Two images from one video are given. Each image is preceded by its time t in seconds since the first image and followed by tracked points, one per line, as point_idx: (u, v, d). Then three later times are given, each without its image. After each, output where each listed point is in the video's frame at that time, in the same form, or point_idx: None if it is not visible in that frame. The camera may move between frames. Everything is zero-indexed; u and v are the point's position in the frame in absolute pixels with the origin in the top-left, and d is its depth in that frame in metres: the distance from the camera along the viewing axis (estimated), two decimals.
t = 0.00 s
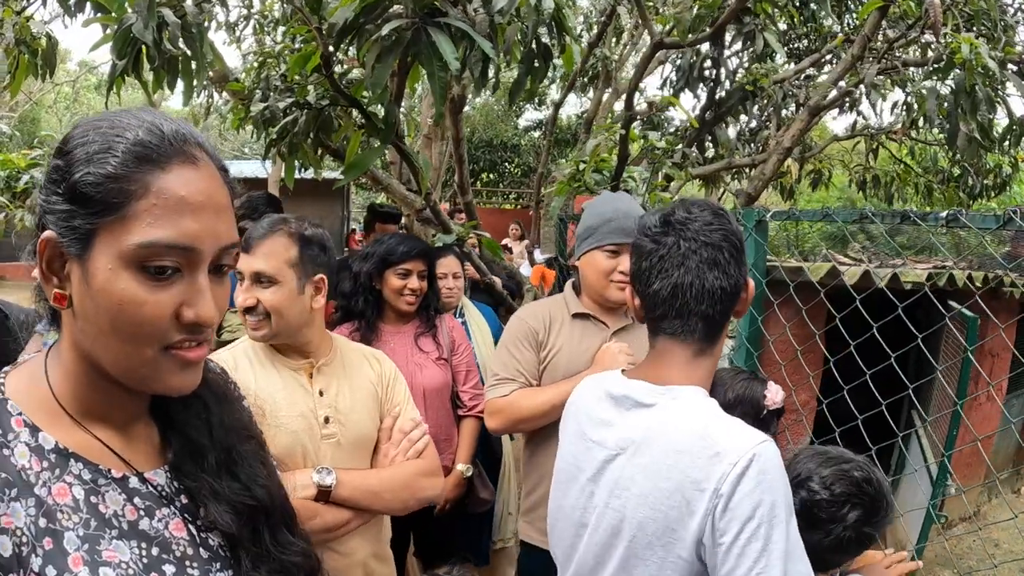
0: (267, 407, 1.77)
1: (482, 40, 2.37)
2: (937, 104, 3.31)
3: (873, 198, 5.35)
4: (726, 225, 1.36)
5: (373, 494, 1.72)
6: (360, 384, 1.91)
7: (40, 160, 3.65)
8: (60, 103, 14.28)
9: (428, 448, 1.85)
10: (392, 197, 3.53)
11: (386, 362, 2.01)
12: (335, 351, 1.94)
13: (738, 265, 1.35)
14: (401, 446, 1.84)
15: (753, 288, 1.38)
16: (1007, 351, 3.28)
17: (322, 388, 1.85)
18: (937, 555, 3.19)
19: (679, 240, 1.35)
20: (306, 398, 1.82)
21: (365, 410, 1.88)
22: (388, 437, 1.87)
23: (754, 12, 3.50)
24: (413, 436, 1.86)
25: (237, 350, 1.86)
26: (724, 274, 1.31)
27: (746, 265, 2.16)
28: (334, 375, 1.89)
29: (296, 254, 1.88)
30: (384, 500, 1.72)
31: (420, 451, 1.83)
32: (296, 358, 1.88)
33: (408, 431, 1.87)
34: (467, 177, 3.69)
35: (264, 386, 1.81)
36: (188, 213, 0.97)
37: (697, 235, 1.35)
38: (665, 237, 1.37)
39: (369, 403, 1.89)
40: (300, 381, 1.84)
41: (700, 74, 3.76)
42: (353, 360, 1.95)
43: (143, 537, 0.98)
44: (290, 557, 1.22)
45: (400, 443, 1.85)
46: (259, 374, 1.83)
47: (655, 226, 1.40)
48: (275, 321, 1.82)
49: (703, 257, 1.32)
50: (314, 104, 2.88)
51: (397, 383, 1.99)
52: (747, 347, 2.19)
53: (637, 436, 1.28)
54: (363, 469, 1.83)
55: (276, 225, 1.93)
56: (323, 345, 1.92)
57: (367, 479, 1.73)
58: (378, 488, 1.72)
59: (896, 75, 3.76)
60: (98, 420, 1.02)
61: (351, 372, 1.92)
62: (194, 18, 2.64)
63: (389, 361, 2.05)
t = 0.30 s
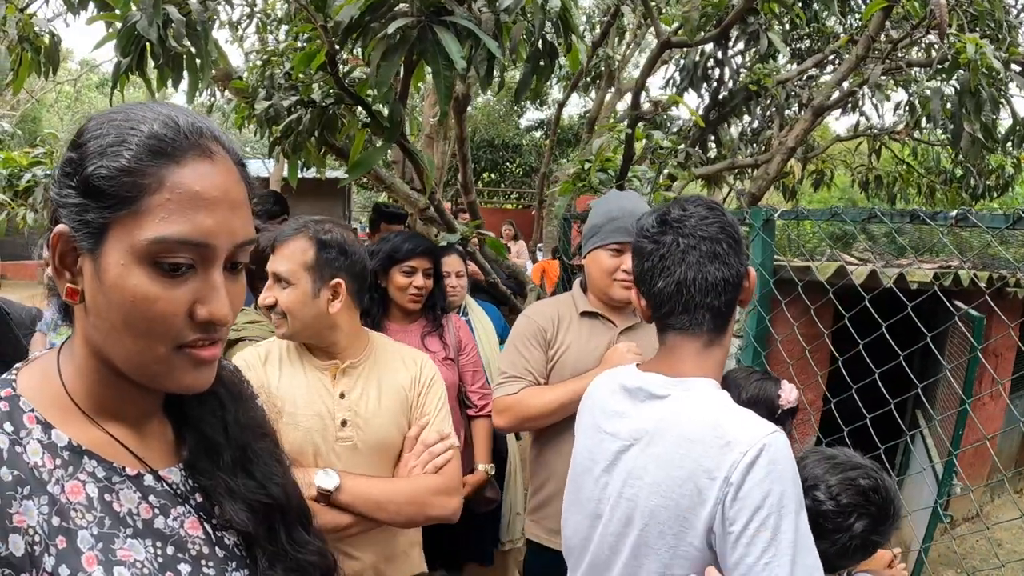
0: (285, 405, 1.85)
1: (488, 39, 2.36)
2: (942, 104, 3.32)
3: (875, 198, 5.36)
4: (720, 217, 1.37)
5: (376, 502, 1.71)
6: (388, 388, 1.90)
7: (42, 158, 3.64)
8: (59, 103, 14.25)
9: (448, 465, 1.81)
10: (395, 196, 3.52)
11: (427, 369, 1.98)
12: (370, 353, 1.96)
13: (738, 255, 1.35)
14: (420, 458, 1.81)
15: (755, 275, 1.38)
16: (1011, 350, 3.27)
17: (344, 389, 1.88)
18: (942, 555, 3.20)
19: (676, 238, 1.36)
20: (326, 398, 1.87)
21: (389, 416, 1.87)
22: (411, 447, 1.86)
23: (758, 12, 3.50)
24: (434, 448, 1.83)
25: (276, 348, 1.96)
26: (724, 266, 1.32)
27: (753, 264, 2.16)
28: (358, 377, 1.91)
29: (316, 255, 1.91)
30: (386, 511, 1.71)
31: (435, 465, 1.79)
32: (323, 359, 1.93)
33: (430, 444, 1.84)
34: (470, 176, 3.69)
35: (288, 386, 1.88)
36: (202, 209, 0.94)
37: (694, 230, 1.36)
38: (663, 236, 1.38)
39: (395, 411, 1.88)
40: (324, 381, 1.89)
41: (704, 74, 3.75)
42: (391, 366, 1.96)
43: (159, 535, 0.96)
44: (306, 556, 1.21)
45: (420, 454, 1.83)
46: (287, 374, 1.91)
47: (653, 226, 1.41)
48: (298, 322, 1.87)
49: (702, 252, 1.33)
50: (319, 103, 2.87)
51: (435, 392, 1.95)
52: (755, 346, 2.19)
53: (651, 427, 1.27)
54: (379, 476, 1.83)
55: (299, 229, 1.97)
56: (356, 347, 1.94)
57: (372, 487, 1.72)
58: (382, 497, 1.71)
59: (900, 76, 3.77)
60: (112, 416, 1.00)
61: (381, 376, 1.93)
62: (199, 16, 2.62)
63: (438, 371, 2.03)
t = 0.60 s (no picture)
0: (332, 393, 1.92)
1: (492, 39, 2.35)
2: (944, 106, 3.32)
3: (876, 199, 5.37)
4: (740, 221, 1.41)
5: (397, 500, 1.79)
6: (431, 389, 1.91)
7: (42, 157, 3.62)
8: (59, 101, 14.22)
9: (478, 476, 1.84)
10: (398, 196, 3.52)
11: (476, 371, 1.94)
12: (424, 352, 1.97)
13: (755, 258, 1.38)
14: (453, 462, 1.85)
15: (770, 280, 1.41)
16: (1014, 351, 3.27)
17: (388, 385, 1.92)
18: (943, 557, 3.20)
19: (698, 238, 1.38)
20: (369, 392, 1.92)
21: (427, 418, 1.89)
22: (447, 450, 1.88)
23: (761, 13, 3.49)
24: (466, 456, 1.84)
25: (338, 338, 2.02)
26: (745, 268, 1.35)
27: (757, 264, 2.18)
28: (401, 376, 1.93)
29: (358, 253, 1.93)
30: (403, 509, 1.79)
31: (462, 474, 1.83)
32: (373, 353, 1.97)
33: (464, 451, 1.85)
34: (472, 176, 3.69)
35: (337, 375, 1.95)
36: (205, 213, 0.92)
37: (716, 231, 1.38)
38: (685, 236, 1.39)
39: (437, 414, 1.89)
40: (371, 375, 1.94)
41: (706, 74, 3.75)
42: (439, 366, 1.95)
43: (162, 538, 0.96)
44: (312, 559, 1.21)
45: (455, 457, 1.85)
46: (340, 363, 1.97)
47: (675, 224, 1.42)
48: (349, 317, 1.91)
49: (724, 253, 1.35)
50: (322, 103, 2.86)
51: (483, 394, 1.91)
52: (758, 348, 2.19)
53: (668, 431, 1.28)
54: (414, 474, 1.88)
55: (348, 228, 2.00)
56: (408, 343, 1.97)
57: (395, 485, 1.80)
58: (403, 496, 1.79)
59: (902, 77, 3.77)
60: (115, 420, 0.99)
61: (426, 376, 1.93)
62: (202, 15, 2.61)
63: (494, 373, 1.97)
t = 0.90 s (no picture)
0: (348, 391, 1.93)
1: (496, 40, 2.34)
2: (947, 107, 3.31)
3: (878, 200, 5.36)
4: (760, 224, 1.42)
5: (409, 499, 1.79)
6: (446, 391, 1.90)
7: (43, 157, 3.62)
8: (60, 100, 14.19)
9: (490, 476, 1.83)
10: (400, 196, 3.51)
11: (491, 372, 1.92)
12: (440, 353, 1.96)
13: (775, 262, 1.40)
14: (465, 462, 1.84)
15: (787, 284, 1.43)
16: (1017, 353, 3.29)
17: (402, 385, 1.91)
18: (946, 559, 3.20)
19: (718, 241, 1.39)
20: (384, 392, 1.92)
21: (441, 419, 1.89)
22: (461, 450, 1.87)
23: (764, 14, 3.48)
24: (478, 458, 1.84)
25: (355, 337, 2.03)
26: (765, 272, 1.36)
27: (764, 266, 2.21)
28: (417, 377, 1.92)
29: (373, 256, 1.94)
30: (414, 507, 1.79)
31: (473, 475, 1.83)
32: (390, 353, 1.97)
33: (477, 451, 1.85)
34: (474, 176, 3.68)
35: (353, 374, 1.96)
36: (195, 213, 0.90)
37: (736, 234, 1.39)
38: (705, 239, 1.40)
39: (453, 416, 1.89)
40: (387, 374, 1.94)
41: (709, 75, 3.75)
42: (456, 367, 1.94)
43: (162, 550, 0.95)
44: (316, 569, 1.21)
45: (467, 458, 1.85)
46: (356, 362, 1.98)
47: (694, 227, 1.43)
48: (367, 318, 1.91)
49: (745, 257, 1.36)
50: (324, 102, 2.84)
51: (498, 395, 1.89)
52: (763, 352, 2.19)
53: (692, 437, 1.29)
54: (427, 474, 1.87)
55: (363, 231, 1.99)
56: (424, 344, 1.96)
57: (407, 483, 1.80)
58: (414, 494, 1.79)
59: (904, 78, 3.77)
60: (111, 428, 0.98)
61: (442, 378, 1.92)
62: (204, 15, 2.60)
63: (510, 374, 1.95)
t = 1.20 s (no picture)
0: (362, 397, 1.93)
1: (500, 43, 2.33)
2: (950, 110, 3.31)
3: (880, 202, 5.37)
4: (775, 236, 1.42)
5: (427, 502, 1.80)
6: (463, 398, 1.90)
7: (44, 158, 3.61)
8: (58, 98, 14.14)
9: (506, 478, 1.83)
10: (401, 198, 3.50)
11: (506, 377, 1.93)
12: (452, 359, 1.95)
13: (788, 274, 1.40)
14: (481, 465, 1.84)
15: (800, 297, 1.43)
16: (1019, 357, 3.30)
17: (418, 392, 1.90)
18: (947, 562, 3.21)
19: (734, 251, 1.38)
20: (398, 400, 1.91)
21: (456, 424, 1.89)
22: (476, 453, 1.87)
23: (767, 16, 3.48)
24: (494, 462, 1.83)
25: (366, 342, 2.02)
26: (779, 284, 1.36)
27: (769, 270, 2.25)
28: (431, 383, 1.91)
29: (399, 280, 1.86)
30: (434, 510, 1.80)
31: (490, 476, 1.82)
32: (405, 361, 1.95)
33: (491, 454, 1.85)
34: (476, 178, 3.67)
35: (367, 380, 1.95)
36: (193, 227, 0.90)
37: (752, 245, 1.39)
38: (721, 249, 1.40)
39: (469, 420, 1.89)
40: (402, 383, 1.93)
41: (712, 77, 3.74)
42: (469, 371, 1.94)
43: (170, 567, 0.95)
44: None
45: (482, 461, 1.85)
46: (369, 369, 1.97)
47: (710, 237, 1.43)
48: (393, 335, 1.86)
49: (759, 268, 1.36)
50: (327, 105, 2.83)
51: (511, 398, 1.90)
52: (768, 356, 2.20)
53: (694, 444, 1.29)
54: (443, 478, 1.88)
55: (377, 253, 1.89)
56: (438, 350, 1.94)
57: (425, 487, 1.81)
58: (432, 498, 1.79)
59: (906, 81, 3.77)
60: (112, 447, 0.98)
61: (456, 383, 1.92)
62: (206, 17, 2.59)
63: (521, 377, 1.97)
